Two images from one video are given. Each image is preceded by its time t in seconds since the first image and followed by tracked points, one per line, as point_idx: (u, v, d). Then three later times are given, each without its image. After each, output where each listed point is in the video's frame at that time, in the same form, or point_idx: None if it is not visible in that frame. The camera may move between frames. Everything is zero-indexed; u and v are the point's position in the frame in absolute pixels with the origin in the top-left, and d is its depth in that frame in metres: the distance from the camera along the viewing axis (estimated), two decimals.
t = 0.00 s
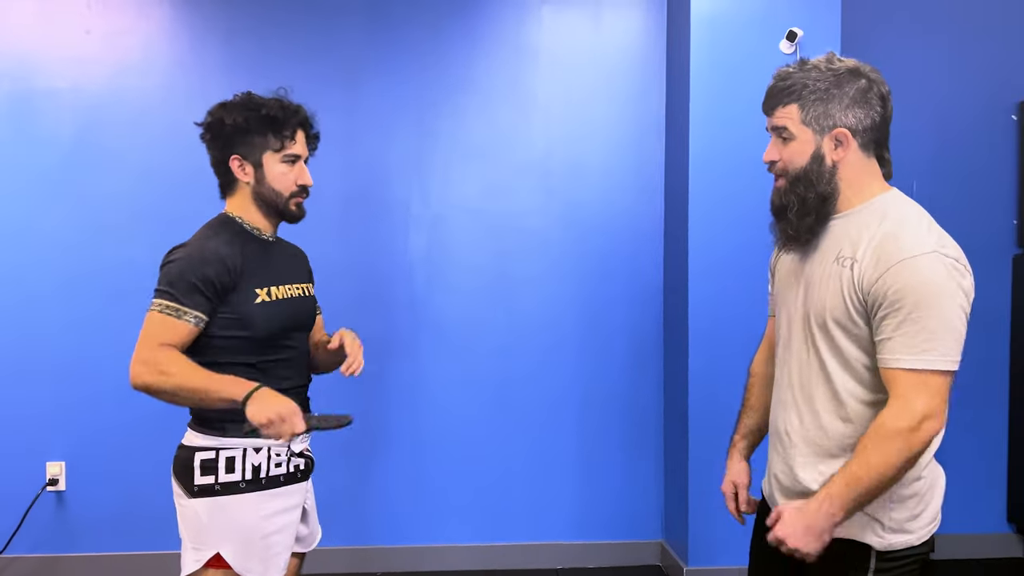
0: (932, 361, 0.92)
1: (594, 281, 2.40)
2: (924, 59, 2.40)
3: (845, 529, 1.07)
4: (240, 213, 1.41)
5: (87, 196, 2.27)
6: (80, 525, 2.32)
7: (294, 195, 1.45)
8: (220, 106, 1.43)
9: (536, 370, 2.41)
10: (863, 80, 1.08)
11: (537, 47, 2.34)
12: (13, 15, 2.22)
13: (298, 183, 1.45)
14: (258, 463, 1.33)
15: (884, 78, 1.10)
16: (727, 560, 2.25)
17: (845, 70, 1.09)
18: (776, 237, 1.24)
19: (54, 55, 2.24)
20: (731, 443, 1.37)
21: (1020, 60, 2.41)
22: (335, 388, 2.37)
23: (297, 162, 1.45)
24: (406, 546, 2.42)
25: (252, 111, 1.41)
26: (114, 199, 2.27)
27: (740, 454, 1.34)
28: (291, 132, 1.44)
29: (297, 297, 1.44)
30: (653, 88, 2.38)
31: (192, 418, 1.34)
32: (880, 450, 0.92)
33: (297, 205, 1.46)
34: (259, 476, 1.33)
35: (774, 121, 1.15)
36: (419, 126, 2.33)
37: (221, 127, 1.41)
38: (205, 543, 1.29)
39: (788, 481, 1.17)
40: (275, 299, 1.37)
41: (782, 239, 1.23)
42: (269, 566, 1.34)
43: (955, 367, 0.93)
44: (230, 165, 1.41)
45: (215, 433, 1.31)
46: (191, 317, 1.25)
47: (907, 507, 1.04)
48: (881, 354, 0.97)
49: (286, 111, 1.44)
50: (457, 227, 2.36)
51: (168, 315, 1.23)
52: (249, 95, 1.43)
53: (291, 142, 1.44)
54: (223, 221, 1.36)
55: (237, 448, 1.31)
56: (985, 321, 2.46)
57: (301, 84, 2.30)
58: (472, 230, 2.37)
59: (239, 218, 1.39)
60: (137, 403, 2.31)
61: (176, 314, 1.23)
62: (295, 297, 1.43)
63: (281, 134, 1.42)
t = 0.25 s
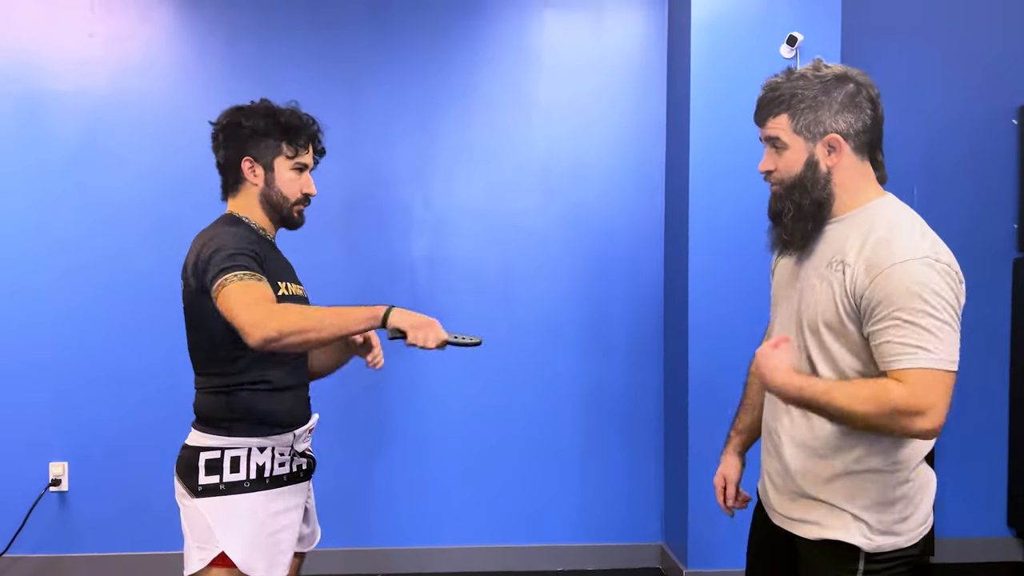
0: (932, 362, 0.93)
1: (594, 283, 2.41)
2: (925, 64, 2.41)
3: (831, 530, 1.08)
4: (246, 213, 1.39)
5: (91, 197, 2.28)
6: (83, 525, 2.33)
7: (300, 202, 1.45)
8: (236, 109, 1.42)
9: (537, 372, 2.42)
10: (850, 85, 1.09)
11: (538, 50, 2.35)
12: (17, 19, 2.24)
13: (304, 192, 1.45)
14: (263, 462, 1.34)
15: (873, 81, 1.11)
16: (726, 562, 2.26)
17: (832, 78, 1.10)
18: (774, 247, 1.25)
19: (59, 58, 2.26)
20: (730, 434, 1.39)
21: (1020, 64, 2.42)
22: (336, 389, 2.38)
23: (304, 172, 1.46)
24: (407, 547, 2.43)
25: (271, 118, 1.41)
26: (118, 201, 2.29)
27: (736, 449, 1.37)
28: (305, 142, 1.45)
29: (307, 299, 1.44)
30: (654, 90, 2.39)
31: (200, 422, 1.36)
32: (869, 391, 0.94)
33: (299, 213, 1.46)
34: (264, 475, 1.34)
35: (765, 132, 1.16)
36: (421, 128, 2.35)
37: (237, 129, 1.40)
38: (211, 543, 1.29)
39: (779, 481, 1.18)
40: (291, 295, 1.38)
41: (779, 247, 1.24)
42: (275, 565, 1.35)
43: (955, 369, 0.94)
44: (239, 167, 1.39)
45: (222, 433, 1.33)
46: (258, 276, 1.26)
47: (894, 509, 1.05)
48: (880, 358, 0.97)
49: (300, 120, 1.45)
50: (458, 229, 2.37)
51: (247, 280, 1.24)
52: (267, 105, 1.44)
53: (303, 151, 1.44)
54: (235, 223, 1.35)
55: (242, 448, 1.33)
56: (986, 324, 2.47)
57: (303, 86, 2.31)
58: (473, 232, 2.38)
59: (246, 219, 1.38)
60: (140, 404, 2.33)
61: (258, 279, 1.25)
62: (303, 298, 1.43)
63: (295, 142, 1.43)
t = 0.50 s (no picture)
0: (900, 361, 0.94)
1: (595, 283, 2.42)
2: (925, 65, 2.41)
3: (827, 526, 1.09)
4: (247, 214, 1.40)
5: (94, 197, 2.30)
6: (86, 524, 2.35)
7: (299, 201, 1.46)
8: (229, 112, 1.42)
9: (538, 372, 2.43)
10: (852, 85, 1.09)
11: (540, 52, 2.36)
12: (21, 20, 2.25)
13: (303, 190, 1.47)
14: (265, 459, 1.34)
15: (875, 83, 1.11)
16: (726, 561, 2.26)
17: (834, 77, 1.10)
18: (772, 245, 1.26)
19: (62, 59, 2.27)
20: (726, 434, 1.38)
21: (1020, 65, 2.42)
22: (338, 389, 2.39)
23: (302, 169, 1.47)
24: (408, 546, 2.43)
25: (267, 118, 1.41)
26: (121, 201, 2.30)
27: (733, 449, 1.35)
28: (301, 140, 1.45)
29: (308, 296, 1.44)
30: (654, 91, 2.39)
31: (201, 417, 1.36)
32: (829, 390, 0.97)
33: (300, 210, 1.47)
34: (265, 472, 1.35)
35: (766, 128, 1.17)
36: (423, 128, 2.36)
37: (231, 132, 1.40)
38: (214, 538, 1.31)
39: (779, 478, 1.19)
40: (293, 294, 1.39)
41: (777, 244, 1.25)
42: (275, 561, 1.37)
43: (923, 371, 0.95)
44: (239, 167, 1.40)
45: (225, 430, 1.33)
46: (251, 301, 1.22)
47: (889, 507, 1.05)
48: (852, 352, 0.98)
49: (297, 118, 1.44)
50: (459, 229, 2.38)
51: (238, 303, 1.19)
52: (265, 103, 1.43)
53: (300, 150, 1.45)
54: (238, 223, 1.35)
55: (244, 445, 1.33)
56: (986, 324, 2.47)
57: (305, 87, 2.32)
58: (474, 232, 2.39)
59: (248, 220, 1.38)
60: (142, 403, 2.34)
61: (244, 303, 1.20)
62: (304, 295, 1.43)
63: (291, 141, 1.43)
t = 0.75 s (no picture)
0: (892, 362, 0.95)
1: (596, 283, 2.42)
2: (926, 64, 2.42)
3: (824, 525, 1.09)
4: (242, 216, 1.42)
5: (95, 197, 2.30)
6: (88, 523, 2.35)
7: (291, 185, 1.47)
8: (199, 122, 1.44)
9: (539, 372, 2.43)
10: (851, 89, 1.10)
11: (541, 52, 2.36)
12: (23, 19, 2.26)
13: (293, 174, 1.47)
14: (252, 459, 1.34)
15: (874, 88, 1.12)
16: (727, 560, 2.27)
17: (834, 79, 1.11)
18: (761, 242, 1.26)
19: (64, 60, 2.28)
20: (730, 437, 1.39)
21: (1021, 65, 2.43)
22: (339, 388, 2.40)
23: (285, 154, 1.47)
24: (409, 545, 2.44)
25: (228, 116, 1.42)
26: (122, 200, 2.30)
27: (739, 453, 1.36)
28: (269, 127, 1.44)
29: (306, 295, 1.44)
30: (655, 90, 2.40)
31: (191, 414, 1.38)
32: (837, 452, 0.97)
33: (296, 195, 1.48)
34: (252, 472, 1.34)
35: (763, 126, 1.17)
36: (424, 128, 2.36)
37: (205, 141, 1.42)
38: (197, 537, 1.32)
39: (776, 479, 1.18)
40: (281, 298, 1.37)
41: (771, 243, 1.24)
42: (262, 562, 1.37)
43: (916, 368, 0.96)
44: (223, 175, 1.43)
45: (211, 428, 1.35)
46: (213, 330, 1.27)
47: (888, 506, 1.06)
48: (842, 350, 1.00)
49: (257, 107, 1.44)
50: (460, 229, 2.39)
51: (195, 332, 1.25)
52: (220, 105, 1.44)
53: (273, 136, 1.45)
54: (227, 226, 1.37)
55: (231, 443, 1.34)
56: (987, 324, 2.47)
57: (307, 86, 2.33)
58: (475, 231, 2.39)
59: (242, 221, 1.40)
60: (144, 403, 2.34)
61: (203, 331, 1.26)
62: (301, 296, 1.43)
63: (261, 131, 1.43)
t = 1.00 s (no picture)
0: (918, 351, 0.95)
1: (595, 282, 2.43)
2: (925, 64, 2.42)
3: (824, 522, 1.09)
4: (221, 218, 1.41)
5: (95, 197, 2.31)
6: (88, 521, 2.36)
7: (273, 199, 1.42)
8: (195, 111, 1.42)
9: (539, 371, 2.44)
10: (852, 92, 1.10)
11: (540, 52, 2.37)
12: (23, 19, 2.26)
13: (277, 187, 1.42)
14: (236, 458, 1.34)
15: (879, 93, 1.12)
16: (727, 559, 2.27)
17: (839, 81, 1.11)
18: (753, 234, 1.27)
19: (64, 59, 2.28)
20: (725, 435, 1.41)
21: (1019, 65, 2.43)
22: (339, 387, 2.40)
23: (274, 165, 1.43)
24: (409, 543, 2.45)
25: (222, 118, 1.39)
26: (122, 199, 2.31)
27: (732, 450, 1.39)
28: (262, 139, 1.40)
29: (289, 294, 1.42)
30: (654, 90, 2.40)
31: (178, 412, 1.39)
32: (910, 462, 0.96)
33: (277, 209, 1.43)
34: (237, 472, 1.34)
35: (764, 120, 1.19)
36: (424, 127, 2.36)
37: (194, 135, 1.40)
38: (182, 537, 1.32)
39: (774, 480, 1.19)
40: (252, 300, 1.35)
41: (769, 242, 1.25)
42: (249, 563, 1.35)
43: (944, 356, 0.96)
44: (208, 173, 1.42)
45: (194, 427, 1.35)
46: (167, 335, 1.27)
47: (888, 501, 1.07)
48: (870, 352, 1.00)
49: (254, 118, 1.40)
50: (460, 228, 2.39)
51: (146, 336, 1.26)
52: (221, 101, 1.40)
53: (263, 148, 1.40)
54: (199, 227, 1.37)
55: (214, 443, 1.34)
56: (985, 322, 2.48)
57: (307, 86, 2.33)
58: (475, 230, 2.40)
59: (219, 223, 1.39)
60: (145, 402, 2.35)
61: (156, 336, 1.27)
62: (283, 297, 1.41)
63: (251, 142, 1.40)
